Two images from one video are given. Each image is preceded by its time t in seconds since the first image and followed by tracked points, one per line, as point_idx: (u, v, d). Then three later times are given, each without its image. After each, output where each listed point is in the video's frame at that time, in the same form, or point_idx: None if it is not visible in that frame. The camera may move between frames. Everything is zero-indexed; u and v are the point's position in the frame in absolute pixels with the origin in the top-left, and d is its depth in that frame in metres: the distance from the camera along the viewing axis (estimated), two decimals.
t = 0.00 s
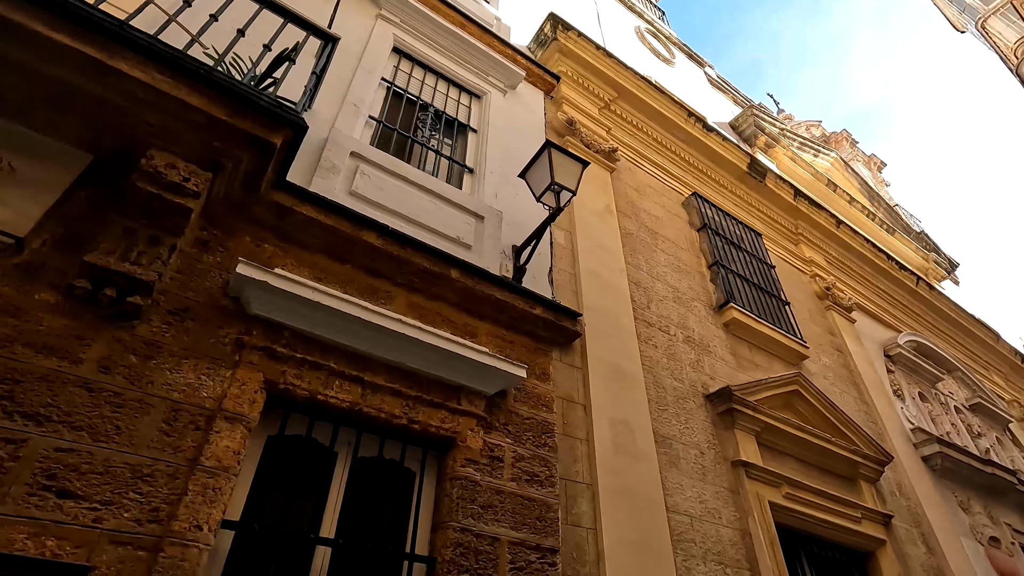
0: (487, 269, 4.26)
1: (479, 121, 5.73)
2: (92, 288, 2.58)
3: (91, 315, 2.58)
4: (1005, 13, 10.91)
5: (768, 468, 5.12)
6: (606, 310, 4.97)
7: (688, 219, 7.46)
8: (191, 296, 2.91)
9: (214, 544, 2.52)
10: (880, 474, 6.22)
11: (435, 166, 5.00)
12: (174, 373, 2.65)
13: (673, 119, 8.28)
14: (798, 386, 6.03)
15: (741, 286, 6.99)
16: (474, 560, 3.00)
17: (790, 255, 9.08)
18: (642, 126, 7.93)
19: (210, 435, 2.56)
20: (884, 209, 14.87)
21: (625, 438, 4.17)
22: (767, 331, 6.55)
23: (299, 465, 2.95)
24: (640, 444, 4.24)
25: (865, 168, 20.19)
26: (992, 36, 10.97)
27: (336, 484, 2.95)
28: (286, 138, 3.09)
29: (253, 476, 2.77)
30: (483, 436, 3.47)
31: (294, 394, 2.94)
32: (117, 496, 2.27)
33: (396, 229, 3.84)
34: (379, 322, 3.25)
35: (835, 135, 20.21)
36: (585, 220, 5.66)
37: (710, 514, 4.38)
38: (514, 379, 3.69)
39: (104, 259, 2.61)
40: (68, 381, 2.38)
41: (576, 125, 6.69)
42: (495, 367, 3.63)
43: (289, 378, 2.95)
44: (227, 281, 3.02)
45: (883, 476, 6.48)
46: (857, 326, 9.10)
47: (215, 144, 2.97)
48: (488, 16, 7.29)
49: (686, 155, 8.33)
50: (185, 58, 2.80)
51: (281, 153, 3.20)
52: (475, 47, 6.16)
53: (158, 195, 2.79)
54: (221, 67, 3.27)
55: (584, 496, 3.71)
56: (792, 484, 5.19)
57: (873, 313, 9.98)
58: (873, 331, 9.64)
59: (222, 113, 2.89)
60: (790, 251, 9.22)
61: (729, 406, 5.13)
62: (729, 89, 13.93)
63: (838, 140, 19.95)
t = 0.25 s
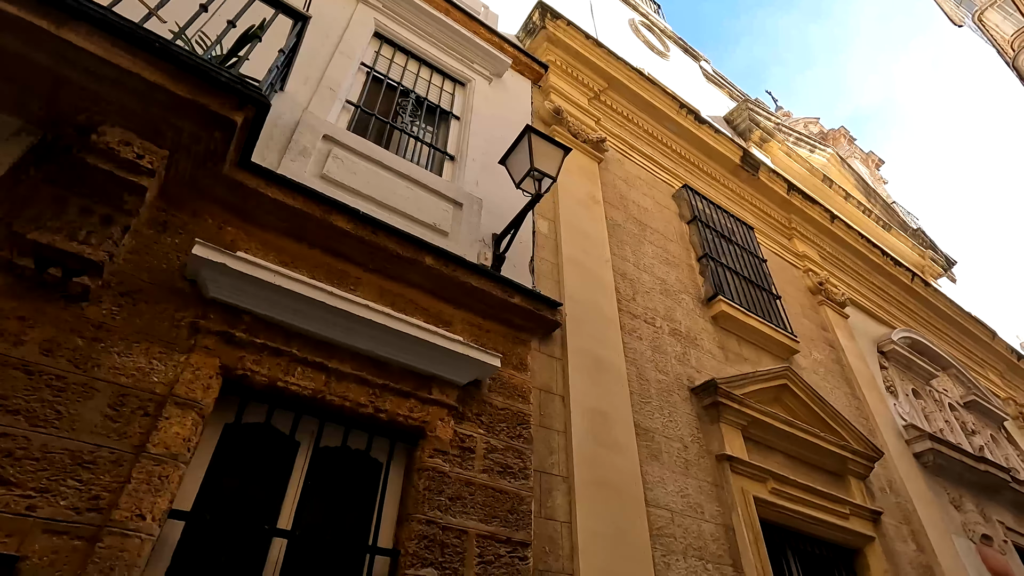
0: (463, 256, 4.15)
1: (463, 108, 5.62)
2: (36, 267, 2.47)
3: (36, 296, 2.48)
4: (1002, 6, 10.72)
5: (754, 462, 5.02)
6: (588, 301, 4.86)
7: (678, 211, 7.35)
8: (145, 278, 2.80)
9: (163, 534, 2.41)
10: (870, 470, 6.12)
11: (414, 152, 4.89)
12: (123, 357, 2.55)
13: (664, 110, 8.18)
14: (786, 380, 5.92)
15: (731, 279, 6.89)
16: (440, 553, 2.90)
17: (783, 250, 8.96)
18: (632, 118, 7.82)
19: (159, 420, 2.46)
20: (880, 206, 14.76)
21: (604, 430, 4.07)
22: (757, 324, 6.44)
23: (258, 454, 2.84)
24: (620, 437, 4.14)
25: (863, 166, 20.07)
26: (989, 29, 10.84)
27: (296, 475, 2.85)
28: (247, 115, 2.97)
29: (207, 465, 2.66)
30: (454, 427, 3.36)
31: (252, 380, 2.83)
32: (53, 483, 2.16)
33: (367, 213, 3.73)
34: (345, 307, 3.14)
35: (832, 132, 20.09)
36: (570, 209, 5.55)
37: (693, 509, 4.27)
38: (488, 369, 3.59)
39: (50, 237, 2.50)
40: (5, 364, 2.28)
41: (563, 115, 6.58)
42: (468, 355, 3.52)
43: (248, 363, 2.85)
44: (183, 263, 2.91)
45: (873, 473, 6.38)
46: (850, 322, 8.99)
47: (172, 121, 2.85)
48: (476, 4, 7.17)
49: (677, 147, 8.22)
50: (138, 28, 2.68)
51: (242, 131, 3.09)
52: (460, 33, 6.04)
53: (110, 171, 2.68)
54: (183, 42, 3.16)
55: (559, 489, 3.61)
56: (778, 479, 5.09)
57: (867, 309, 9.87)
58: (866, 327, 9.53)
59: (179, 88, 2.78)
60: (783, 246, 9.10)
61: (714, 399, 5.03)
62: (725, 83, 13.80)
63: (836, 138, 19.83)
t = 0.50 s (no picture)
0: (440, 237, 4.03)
1: (445, 91, 5.48)
2: None
3: None
4: None
5: (742, 452, 4.88)
6: (572, 286, 4.73)
7: (669, 200, 7.22)
8: (95, 251, 2.67)
9: (105, 515, 2.29)
10: (863, 462, 5.99)
11: (393, 133, 4.76)
12: (66, 331, 2.43)
13: (656, 98, 8.04)
14: (777, 370, 5.79)
15: (722, 269, 6.76)
16: (404, 539, 2.77)
17: (778, 241, 8.83)
18: (623, 105, 7.69)
19: (102, 397, 2.34)
20: (878, 200, 14.63)
21: (584, 416, 3.94)
22: (748, 314, 6.31)
23: (213, 434, 2.72)
24: (601, 424, 4.01)
25: (862, 161, 19.92)
26: (988, 18, 10.74)
27: (254, 457, 2.73)
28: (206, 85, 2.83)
29: (157, 445, 2.54)
30: (424, 410, 3.24)
31: (207, 357, 2.71)
32: None
33: (337, 190, 3.60)
34: (308, 284, 3.02)
35: (831, 127, 19.95)
36: (555, 194, 5.42)
37: (676, 499, 4.14)
38: (461, 351, 3.46)
39: None
40: None
41: (550, 100, 6.46)
42: (440, 336, 3.39)
43: (202, 340, 2.72)
44: (137, 236, 2.79)
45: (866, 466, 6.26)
46: (845, 314, 8.86)
47: (125, 88, 2.71)
48: None
49: (669, 135, 8.09)
50: None
51: (200, 100, 2.96)
52: (445, 16, 5.90)
53: (55, 138, 2.54)
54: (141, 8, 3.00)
55: (535, 476, 3.48)
56: (767, 470, 4.96)
57: (863, 302, 9.74)
58: (862, 320, 9.40)
59: (132, 53, 2.62)
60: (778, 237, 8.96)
61: (701, 387, 4.90)
62: (722, 75, 13.65)
63: (835, 133, 19.70)
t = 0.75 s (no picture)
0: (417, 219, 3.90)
1: (430, 73, 5.35)
2: None
3: None
4: None
5: (731, 443, 4.76)
6: (556, 272, 4.60)
7: (661, 189, 7.09)
8: (45, 223, 2.55)
9: (45, 499, 2.17)
10: (857, 455, 5.86)
11: (373, 114, 4.62)
12: (9, 306, 2.31)
13: (649, 86, 7.91)
14: (769, 361, 5.67)
15: (715, 258, 6.63)
16: (369, 527, 2.65)
17: (774, 233, 8.69)
18: (615, 93, 7.56)
19: (43, 374, 2.21)
20: (876, 195, 14.48)
21: (566, 404, 3.82)
22: (739, 304, 6.19)
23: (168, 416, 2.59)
24: (583, 412, 3.89)
25: (861, 157, 19.76)
26: (988, 8, 10.50)
27: (211, 440, 2.60)
28: (164, 51, 2.69)
29: (106, 427, 2.41)
30: (394, 394, 3.11)
31: (162, 336, 2.59)
32: None
33: (308, 168, 3.48)
34: (272, 262, 2.89)
35: (830, 122, 19.78)
36: (542, 179, 5.29)
37: (661, 490, 4.02)
38: (436, 334, 3.34)
39: None
40: None
41: (539, 85, 6.32)
42: (414, 319, 3.27)
43: (157, 318, 2.60)
44: (90, 209, 2.66)
45: (860, 461, 6.14)
46: (841, 308, 8.73)
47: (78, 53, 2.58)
48: None
49: (662, 124, 7.95)
50: None
51: (160, 68, 2.83)
52: None
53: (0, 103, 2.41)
54: None
55: (512, 464, 3.35)
56: (757, 462, 4.84)
57: (859, 296, 9.60)
58: (858, 313, 9.27)
59: (82, 15, 2.49)
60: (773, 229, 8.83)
61: (689, 376, 4.78)
62: (719, 68, 13.50)
63: (835, 128, 19.54)
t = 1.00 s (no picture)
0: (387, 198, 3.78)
1: (410, 55, 5.22)
2: None
3: None
4: None
5: (714, 433, 4.64)
6: (535, 256, 4.49)
7: (650, 177, 6.97)
8: None
9: None
10: (845, 448, 5.74)
11: (348, 94, 4.50)
12: None
13: (639, 75, 7.79)
14: (756, 351, 5.55)
15: (703, 248, 6.51)
16: (321, 510, 2.54)
17: (766, 224, 8.57)
18: (605, 80, 7.44)
19: None
20: (873, 190, 14.36)
21: (539, 389, 3.70)
22: (727, 294, 6.07)
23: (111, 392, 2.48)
24: (558, 398, 3.77)
25: (860, 153, 19.63)
26: None
27: (157, 417, 2.50)
28: (111, 13, 2.58)
29: (43, 402, 2.31)
30: (355, 375, 3.00)
31: (106, 309, 2.49)
32: None
33: (271, 142, 3.36)
34: (226, 235, 2.77)
35: (828, 119, 19.66)
36: (523, 163, 5.17)
37: (639, 479, 3.91)
38: (401, 314, 3.22)
39: None
40: None
41: (524, 70, 6.20)
42: (377, 298, 3.15)
43: (100, 290, 2.49)
44: (31, 177, 2.54)
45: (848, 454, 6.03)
46: (834, 301, 8.61)
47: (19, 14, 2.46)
48: None
49: (653, 113, 7.83)
50: None
51: (109, 32, 2.72)
52: None
53: None
54: None
55: (479, 449, 3.24)
56: (740, 452, 4.72)
57: (853, 290, 9.48)
58: (852, 307, 9.15)
59: None
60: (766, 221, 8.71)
61: (671, 365, 4.66)
62: (715, 61, 13.38)
63: (833, 124, 19.41)
